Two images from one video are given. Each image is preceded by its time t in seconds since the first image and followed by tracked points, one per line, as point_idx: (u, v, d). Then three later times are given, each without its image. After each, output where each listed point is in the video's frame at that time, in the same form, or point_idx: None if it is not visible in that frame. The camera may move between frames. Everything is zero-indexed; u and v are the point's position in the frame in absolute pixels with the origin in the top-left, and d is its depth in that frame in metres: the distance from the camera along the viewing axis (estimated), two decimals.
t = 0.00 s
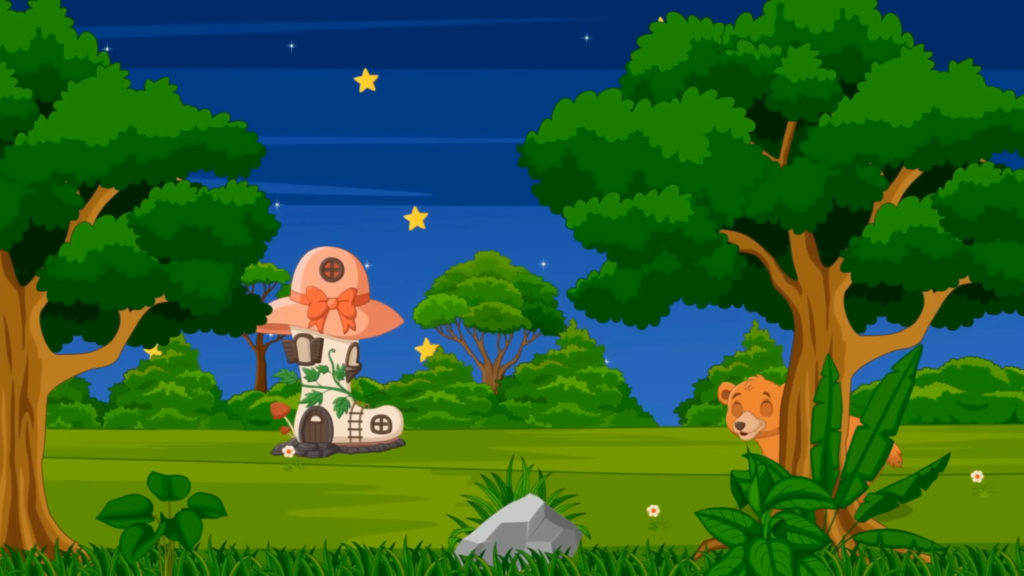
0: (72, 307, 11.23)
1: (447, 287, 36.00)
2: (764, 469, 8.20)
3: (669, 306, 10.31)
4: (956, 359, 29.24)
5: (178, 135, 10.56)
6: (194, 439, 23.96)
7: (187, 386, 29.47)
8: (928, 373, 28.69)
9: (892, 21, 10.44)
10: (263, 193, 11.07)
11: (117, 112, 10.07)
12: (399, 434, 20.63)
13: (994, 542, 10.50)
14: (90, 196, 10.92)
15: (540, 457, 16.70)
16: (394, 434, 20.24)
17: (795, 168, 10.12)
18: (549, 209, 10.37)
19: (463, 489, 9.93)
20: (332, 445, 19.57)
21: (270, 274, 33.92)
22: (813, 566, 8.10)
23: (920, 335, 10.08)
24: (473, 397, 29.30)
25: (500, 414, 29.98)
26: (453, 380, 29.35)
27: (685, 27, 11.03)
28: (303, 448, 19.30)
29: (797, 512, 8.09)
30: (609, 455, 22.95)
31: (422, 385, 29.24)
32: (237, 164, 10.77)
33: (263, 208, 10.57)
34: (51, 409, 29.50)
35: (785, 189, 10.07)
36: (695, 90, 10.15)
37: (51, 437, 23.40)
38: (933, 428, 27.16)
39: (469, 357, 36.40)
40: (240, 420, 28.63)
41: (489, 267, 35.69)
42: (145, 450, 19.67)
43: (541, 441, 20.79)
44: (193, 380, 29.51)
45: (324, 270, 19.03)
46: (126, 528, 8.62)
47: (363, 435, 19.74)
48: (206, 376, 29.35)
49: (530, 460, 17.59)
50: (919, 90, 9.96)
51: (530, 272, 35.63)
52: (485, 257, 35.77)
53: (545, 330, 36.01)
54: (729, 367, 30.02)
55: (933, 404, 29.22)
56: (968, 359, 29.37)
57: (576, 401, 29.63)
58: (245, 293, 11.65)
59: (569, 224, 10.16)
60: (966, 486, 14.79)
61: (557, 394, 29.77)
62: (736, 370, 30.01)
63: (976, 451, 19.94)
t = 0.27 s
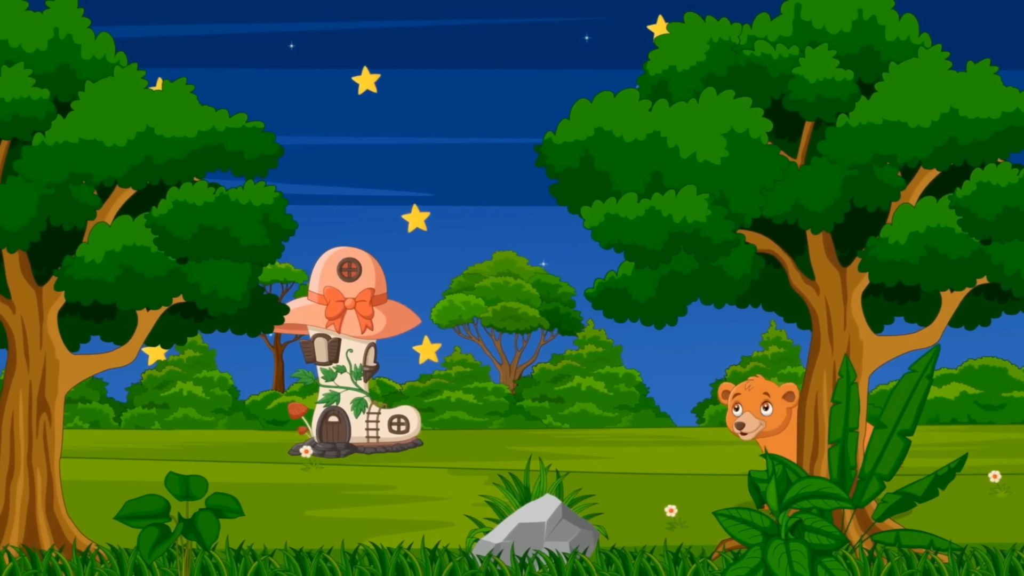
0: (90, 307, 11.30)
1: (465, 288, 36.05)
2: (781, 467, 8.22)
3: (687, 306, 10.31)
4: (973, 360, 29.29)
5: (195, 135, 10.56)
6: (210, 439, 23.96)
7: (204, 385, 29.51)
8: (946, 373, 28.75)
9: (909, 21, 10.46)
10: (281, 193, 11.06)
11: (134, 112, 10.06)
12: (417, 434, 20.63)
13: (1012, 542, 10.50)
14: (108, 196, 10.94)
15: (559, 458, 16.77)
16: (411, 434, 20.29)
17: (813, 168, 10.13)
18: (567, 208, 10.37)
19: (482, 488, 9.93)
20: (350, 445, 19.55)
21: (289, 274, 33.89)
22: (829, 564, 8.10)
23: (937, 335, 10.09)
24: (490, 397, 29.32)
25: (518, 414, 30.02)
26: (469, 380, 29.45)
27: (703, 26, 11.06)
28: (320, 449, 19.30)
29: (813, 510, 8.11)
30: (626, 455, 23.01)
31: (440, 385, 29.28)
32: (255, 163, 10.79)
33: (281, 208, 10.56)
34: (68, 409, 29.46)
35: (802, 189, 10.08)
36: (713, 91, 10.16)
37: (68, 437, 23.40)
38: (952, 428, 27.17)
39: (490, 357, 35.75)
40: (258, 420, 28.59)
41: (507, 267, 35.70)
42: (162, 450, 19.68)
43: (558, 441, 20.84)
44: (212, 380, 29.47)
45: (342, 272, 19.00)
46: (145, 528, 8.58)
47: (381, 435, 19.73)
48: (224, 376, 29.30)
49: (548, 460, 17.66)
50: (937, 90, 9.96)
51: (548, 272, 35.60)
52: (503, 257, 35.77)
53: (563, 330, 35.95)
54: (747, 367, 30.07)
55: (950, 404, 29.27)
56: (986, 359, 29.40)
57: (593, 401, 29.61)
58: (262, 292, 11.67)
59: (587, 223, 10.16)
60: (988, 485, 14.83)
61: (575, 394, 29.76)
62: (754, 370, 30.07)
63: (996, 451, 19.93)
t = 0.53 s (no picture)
0: (105, 308, 11.38)
1: (480, 287, 36.08)
2: (796, 468, 8.17)
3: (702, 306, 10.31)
4: (988, 360, 29.29)
5: (210, 135, 10.57)
6: (225, 439, 23.96)
7: (219, 385, 29.40)
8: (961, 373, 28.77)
9: (924, 21, 10.46)
10: (295, 192, 11.03)
11: (149, 112, 10.07)
12: (432, 434, 20.61)
13: None
14: (123, 196, 10.96)
15: (574, 458, 16.80)
16: (427, 434, 20.29)
17: (828, 168, 10.13)
18: (582, 208, 10.38)
19: (497, 488, 9.91)
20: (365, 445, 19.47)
21: (303, 274, 33.83)
22: (844, 565, 8.07)
23: (952, 335, 10.11)
24: (505, 397, 29.24)
25: (533, 414, 30.00)
26: (485, 380, 29.48)
27: (718, 26, 11.08)
28: (334, 448, 19.23)
29: (828, 511, 8.06)
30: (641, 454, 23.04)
31: (455, 385, 29.18)
32: (269, 162, 10.80)
33: (296, 208, 10.54)
34: (83, 409, 29.40)
35: (818, 189, 10.08)
36: (728, 90, 10.17)
37: (83, 436, 23.40)
38: (967, 428, 27.16)
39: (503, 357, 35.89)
40: (274, 420, 28.52)
41: (522, 267, 35.73)
42: (178, 450, 19.68)
43: (573, 441, 20.86)
44: (227, 380, 29.42)
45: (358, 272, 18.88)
46: (159, 528, 8.48)
47: (396, 435, 19.67)
48: (239, 376, 29.26)
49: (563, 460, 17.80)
50: (952, 90, 9.96)
51: (563, 272, 35.56)
52: (518, 256, 35.79)
53: (578, 330, 35.87)
54: (762, 367, 30.08)
55: (965, 404, 29.27)
56: (1001, 359, 29.40)
57: (608, 401, 29.58)
58: (277, 291, 11.69)
59: (602, 223, 10.16)
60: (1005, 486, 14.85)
61: (589, 394, 29.75)
62: (769, 370, 30.10)
63: (1013, 452, 19.91)
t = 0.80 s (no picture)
0: (123, 308, 11.45)
1: (497, 287, 36.14)
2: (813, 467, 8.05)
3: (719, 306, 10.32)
4: (1005, 360, 29.35)
5: (228, 135, 10.57)
6: (243, 438, 23.98)
7: (237, 385, 29.30)
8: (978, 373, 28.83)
9: (942, 21, 10.47)
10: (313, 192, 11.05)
11: (166, 112, 10.07)
12: (449, 434, 20.59)
13: None
14: (140, 196, 10.99)
15: (591, 457, 16.84)
16: (445, 434, 20.26)
17: (845, 168, 10.12)
18: (600, 209, 10.39)
19: (514, 488, 9.89)
20: (382, 445, 19.49)
21: (320, 274, 33.83)
22: (861, 564, 7.98)
23: (970, 334, 10.14)
24: (523, 397, 29.39)
25: (550, 414, 29.99)
26: (504, 380, 29.28)
27: (735, 26, 11.11)
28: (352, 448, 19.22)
29: (845, 510, 7.96)
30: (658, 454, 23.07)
31: (472, 384, 29.28)
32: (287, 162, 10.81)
33: (313, 208, 10.56)
34: (101, 408, 29.39)
35: (835, 189, 10.08)
36: (746, 90, 10.18)
37: (101, 436, 23.44)
38: (985, 429, 27.17)
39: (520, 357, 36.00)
40: (291, 420, 28.57)
41: (539, 267, 35.73)
42: (195, 450, 19.69)
43: (590, 441, 20.88)
44: (244, 380, 29.38)
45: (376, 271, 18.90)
46: (176, 527, 8.35)
47: (413, 435, 19.65)
48: (256, 376, 29.26)
49: (580, 460, 17.88)
50: (969, 90, 9.95)
51: (580, 272, 35.51)
52: (534, 256, 35.81)
53: (595, 330, 35.79)
54: (779, 367, 30.11)
55: (982, 404, 29.29)
56: (1018, 359, 29.43)
57: (626, 401, 29.55)
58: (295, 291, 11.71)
59: (619, 223, 10.16)
60: None
61: (607, 394, 29.74)
62: (786, 370, 30.12)
63: None
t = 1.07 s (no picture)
0: (138, 308, 11.49)
1: (512, 287, 36.20)
2: (828, 468, 8.03)
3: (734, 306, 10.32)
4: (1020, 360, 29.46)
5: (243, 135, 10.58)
6: (259, 439, 24.00)
7: (251, 386, 29.45)
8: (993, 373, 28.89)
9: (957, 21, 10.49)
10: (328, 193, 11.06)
11: (182, 112, 10.08)
12: (464, 434, 20.64)
13: None
14: (155, 196, 11.01)
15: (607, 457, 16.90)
16: (459, 435, 20.36)
17: (861, 168, 10.12)
18: (615, 209, 10.40)
19: (529, 489, 9.89)
20: (397, 445, 19.53)
21: (336, 274, 33.83)
22: (876, 565, 7.96)
23: (986, 333, 10.17)
24: (538, 397, 29.44)
25: (566, 415, 30.01)
26: (517, 380, 29.84)
27: (750, 26, 11.15)
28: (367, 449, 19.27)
29: (861, 511, 7.93)
30: (673, 455, 23.12)
31: (486, 385, 29.70)
32: (302, 162, 10.82)
33: (328, 209, 10.56)
34: (117, 409, 29.38)
35: (850, 189, 10.08)
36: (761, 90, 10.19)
37: (117, 436, 23.46)
38: (1001, 429, 27.20)
39: (536, 357, 36.11)
40: (307, 420, 28.63)
41: (554, 267, 35.79)
42: (211, 450, 19.70)
43: (605, 441, 20.91)
44: (259, 380, 29.47)
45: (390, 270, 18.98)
46: (192, 528, 8.30)
47: (429, 435, 19.71)
48: (272, 376, 29.30)
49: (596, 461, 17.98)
50: (984, 90, 9.95)
51: (595, 272, 35.54)
52: (550, 257, 35.87)
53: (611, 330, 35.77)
54: (795, 367, 30.15)
55: (997, 404, 29.34)
56: None
57: (641, 401, 29.56)
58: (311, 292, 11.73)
59: (634, 223, 10.17)
60: None
61: (622, 394, 29.75)
62: (802, 370, 30.15)
63: None
